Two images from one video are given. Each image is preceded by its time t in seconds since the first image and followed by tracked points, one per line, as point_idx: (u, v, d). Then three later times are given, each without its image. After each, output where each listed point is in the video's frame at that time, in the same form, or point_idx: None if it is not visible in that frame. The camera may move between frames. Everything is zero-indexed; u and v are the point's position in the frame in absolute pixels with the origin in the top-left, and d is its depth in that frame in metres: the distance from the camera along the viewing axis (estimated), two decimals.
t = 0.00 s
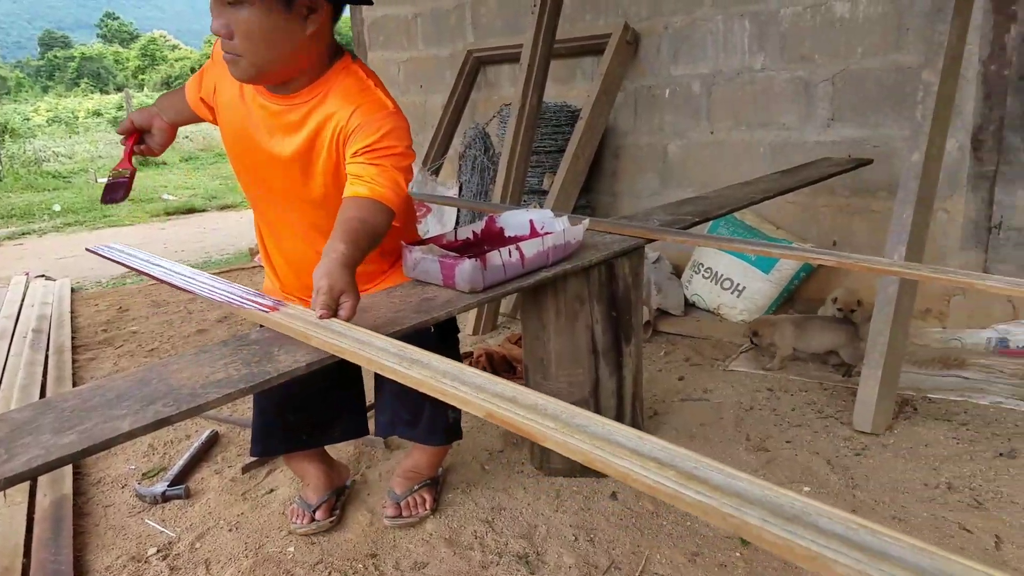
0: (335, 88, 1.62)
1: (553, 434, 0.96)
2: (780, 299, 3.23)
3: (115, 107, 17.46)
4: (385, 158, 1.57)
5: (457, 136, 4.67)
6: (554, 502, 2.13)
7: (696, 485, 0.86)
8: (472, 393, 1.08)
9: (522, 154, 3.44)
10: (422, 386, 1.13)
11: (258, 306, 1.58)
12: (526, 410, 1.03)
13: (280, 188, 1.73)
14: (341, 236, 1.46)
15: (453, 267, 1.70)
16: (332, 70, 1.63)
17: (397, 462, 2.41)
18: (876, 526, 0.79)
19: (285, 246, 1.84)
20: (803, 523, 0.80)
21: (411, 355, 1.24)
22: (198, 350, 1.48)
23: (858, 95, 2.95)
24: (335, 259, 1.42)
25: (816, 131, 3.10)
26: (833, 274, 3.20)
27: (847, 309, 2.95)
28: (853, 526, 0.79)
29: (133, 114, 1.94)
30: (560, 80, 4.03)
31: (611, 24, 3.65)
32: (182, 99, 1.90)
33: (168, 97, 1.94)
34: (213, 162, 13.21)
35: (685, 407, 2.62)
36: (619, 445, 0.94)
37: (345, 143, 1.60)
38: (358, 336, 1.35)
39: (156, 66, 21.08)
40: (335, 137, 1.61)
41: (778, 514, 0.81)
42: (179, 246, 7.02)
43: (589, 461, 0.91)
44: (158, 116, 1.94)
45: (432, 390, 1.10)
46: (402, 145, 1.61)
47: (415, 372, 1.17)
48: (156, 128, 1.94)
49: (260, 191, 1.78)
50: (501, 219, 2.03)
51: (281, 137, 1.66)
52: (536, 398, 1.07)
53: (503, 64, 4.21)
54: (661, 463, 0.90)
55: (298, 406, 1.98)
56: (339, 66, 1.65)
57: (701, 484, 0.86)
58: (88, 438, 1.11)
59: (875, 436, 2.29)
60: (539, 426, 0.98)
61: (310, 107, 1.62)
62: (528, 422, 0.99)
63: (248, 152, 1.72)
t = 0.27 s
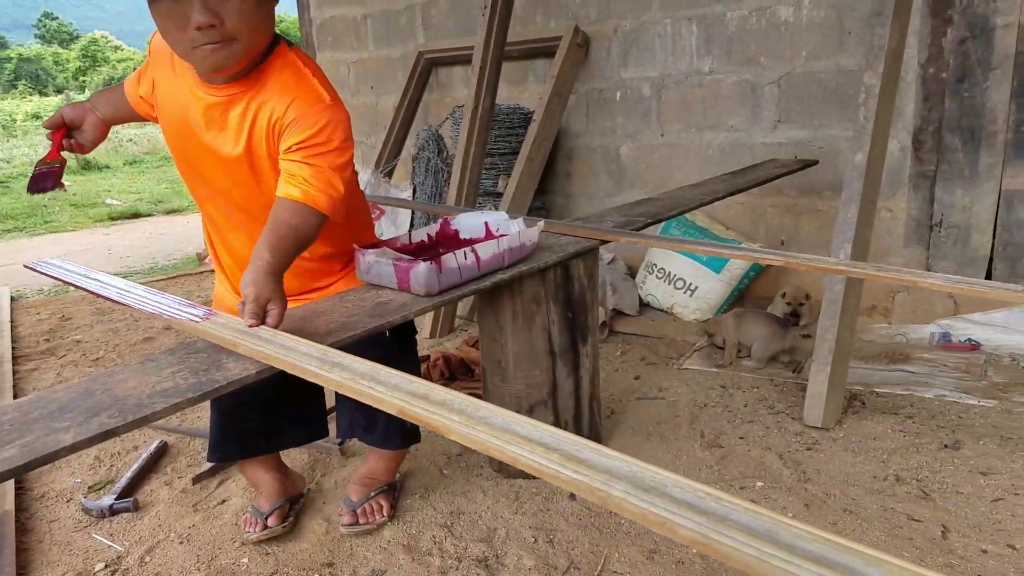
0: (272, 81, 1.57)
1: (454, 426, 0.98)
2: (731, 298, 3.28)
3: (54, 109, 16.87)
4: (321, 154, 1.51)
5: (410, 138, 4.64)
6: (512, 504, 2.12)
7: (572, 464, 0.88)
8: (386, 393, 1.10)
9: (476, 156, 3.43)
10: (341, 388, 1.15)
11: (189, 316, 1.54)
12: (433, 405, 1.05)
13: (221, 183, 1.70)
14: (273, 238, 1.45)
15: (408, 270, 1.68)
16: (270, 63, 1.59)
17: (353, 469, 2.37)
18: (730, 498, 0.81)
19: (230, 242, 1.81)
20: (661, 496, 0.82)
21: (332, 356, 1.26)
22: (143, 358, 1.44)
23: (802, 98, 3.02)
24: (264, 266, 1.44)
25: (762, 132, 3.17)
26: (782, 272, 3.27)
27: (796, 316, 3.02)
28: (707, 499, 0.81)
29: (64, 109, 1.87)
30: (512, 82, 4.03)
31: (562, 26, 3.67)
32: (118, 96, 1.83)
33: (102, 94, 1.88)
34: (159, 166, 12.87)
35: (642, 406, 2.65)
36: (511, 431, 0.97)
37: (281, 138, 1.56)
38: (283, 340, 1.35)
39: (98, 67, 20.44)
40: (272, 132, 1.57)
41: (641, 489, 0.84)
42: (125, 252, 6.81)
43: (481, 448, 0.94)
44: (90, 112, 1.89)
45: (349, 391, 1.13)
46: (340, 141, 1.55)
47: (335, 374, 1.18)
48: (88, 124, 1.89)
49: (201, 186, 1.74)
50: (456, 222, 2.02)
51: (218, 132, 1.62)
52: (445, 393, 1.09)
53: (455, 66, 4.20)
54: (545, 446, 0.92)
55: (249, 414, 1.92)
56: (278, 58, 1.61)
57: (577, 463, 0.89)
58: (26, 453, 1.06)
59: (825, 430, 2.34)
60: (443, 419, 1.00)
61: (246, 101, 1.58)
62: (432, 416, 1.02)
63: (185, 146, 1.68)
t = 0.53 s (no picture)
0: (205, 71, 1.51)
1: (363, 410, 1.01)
2: (677, 296, 3.33)
3: None
4: (256, 147, 1.46)
5: (356, 140, 4.57)
6: (465, 508, 2.10)
7: (467, 437, 0.92)
8: (302, 381, 1.11)
9: (424, 158, 3.40)
10: (258, 380, 1.15)
11: (117, 316, 1.47)
12: (345, 390, 1.07)
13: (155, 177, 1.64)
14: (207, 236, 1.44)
15: (355, 274, 1.65)
16: (203, 53, 1.53)
17: (302, 477, 2.32)
18: (607, 460, 0.86)
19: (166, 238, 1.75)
20: (545, 461, 0.86)
21: (253, 349, 1.26)
22: (77, 369, 1.37)
23: (743, 100, 3.08)
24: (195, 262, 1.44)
25: (705, 134, 3.22)
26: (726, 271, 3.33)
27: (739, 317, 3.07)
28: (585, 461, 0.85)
29: None
30: (458, 83, 4.02)
31: (507, 28, 3.67)
32: (40, 103, 1.75)
33: (24, 108, 1.79)
34: (94, 169, 12.42)
35: (592, 406, 2.66)
36: (415, 410, 0.99)
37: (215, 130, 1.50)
38: (209, 337, 1.35)
39: (26, 66, 19.63)
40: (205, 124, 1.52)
41: (526, 455, 0.88)
42: (58, 259, 6.54)
43: (387, 428, 0.96)
44: (12, 126, 1.79)
45: (266, 382, 1.13)
46: (277, 133, 1.49)
47: (256, 368, 1.19)
48: (8, 139, 1.79)
49: (133, 180, 1.67)
50: (403, 224, 2.00)
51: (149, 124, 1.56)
52: (360, 380, 1.10)
53: (400, 67, 4.16)
54: (445, 422, 0.95)
55: (192, 423, 1.86)
56: (213, 47, 1.55)
57: (474, 437, 0.92)
58: None
59: (769, 425, 2.39)
60: (353, 404, 1.02)
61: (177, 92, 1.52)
62: (342, 401, 1.03)
63: (114, 139, 1.61)
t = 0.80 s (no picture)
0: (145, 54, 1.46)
1: (284, 431, 0.99)
2: (636, 296, 3.35)
3: None
4: (195, 138, 1.41)
5: (309, 141, 4.51)
6: (426, 513, 2.08)
7: (385, 457, 0.92)
8: (225, 403, 1.08)
9: (380, 160, 3.37)
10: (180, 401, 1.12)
11: (43, 335, 1.43)
12: (269, 412, 1.05)
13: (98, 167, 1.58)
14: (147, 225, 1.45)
15: (309, 278, 1.61)
16: (144, 40, 1.47)
17: (258, 486, 2.27)
18: (514, 477, 0.86)
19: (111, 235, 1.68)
20: (457, 479, 0.87)
21: (180, 370, 1.22)
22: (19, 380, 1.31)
23: (696, 102, 3.11)
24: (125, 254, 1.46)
25: (659, 136, 3.25)
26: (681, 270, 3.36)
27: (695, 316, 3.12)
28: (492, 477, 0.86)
29: None
30: (413, 84, 4.00)
31: (461, 29, 3.66)
32: None
33: None
34: (36, 173, 12.01)
35: (553, 406, 2.66)
36: (336, 431, 0.99)
37: (154, 120, 1.45)
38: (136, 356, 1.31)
39: None
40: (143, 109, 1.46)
41: (438, 474, 0.88)
42: None
43: (307, 449, 0.95)
44: None
45: (190, 405, 1.10)
46: (219, 124, 1.44)
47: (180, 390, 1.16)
48: None
49: (75, 174, 1.62)
50: (359, 227, 1.96)
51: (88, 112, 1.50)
52: (284, 403, 1.09)
53: (353, 67, 4.11)
54: (363, 443, 0.95)
55: (144, 433, 1.79)
56: (155, 34, 1.50)
57: (393, 457, 0.92)
58: None
59: (726, 421, 2.42)
60: (275, 425, 1.01)
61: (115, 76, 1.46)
62: (264, 422, 1.02)
63: (53, 130, 1.55)
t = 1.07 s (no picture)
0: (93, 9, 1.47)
1: (230, 437, 0.96)
2: (589, 297, 3.36)
3: None
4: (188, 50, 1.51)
5: (256, 143, 4.42)
6: (380, 519, 2.05)
7: (334, 459, 0.89)
8: (169, 411, 1.04)
9: (329, 161, 3.32)
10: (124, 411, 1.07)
11: None
12: (214, 417, 1.02)
13: (50, 148, 1.51)
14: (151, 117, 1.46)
15: (256, 283, 1.57)
16: None
17: (206, 497, 2.21)
18: (466, 473, 0.85)
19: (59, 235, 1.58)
20: (410, 478, 0.85)
21: (121, 379, 1.17)
22: None
23: (645, 104, 3.13)
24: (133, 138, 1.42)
25: (610, 138, 3.26)
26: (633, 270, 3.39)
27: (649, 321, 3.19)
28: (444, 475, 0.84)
29: None
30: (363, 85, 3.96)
31: (411, 30, 3.64)
32: None
33: None
34: None
35: (508, 408, 2.65)
36: (284, 434, 0.96)
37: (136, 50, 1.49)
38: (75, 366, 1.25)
39: None
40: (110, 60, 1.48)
41: (389, 474, 0.86)
42: None
43: (254, 455, 0.92)
44: None
45: (132, 413, 1.06)
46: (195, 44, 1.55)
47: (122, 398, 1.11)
48: None
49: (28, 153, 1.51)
50: (307, 230, 1.92)
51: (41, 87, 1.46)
52: (230, 408, 1.05)
53: (301, 68, 4.05)
54: (311, 445, 0.93)
55: (84, 446, 1.72)
56: None
57: (342, 458, 0.89)
58: None
59: (678, 419, 2.45)
60: (220, 431, 0.97)
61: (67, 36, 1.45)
62: (210, 429, 0.98)
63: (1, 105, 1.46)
